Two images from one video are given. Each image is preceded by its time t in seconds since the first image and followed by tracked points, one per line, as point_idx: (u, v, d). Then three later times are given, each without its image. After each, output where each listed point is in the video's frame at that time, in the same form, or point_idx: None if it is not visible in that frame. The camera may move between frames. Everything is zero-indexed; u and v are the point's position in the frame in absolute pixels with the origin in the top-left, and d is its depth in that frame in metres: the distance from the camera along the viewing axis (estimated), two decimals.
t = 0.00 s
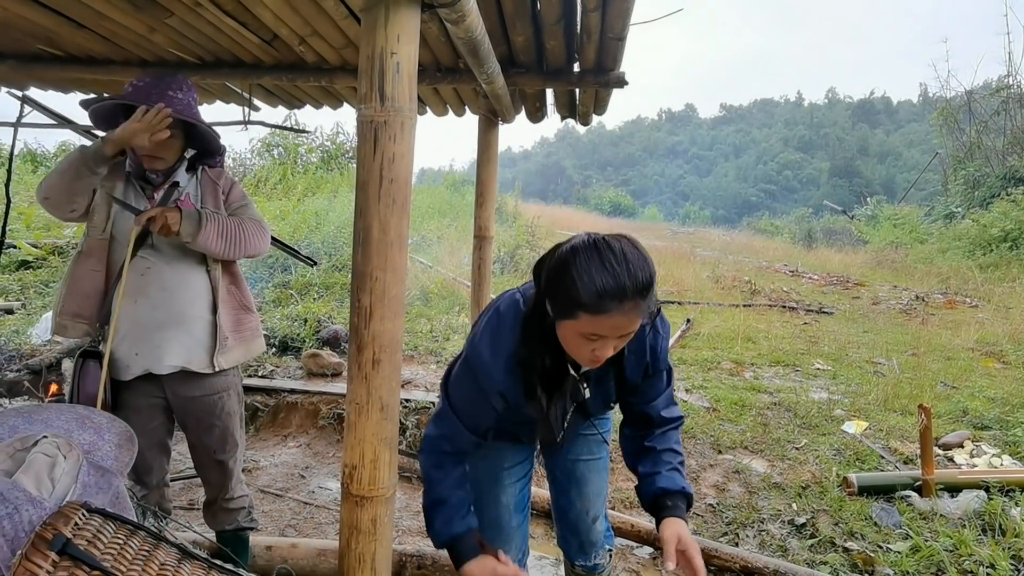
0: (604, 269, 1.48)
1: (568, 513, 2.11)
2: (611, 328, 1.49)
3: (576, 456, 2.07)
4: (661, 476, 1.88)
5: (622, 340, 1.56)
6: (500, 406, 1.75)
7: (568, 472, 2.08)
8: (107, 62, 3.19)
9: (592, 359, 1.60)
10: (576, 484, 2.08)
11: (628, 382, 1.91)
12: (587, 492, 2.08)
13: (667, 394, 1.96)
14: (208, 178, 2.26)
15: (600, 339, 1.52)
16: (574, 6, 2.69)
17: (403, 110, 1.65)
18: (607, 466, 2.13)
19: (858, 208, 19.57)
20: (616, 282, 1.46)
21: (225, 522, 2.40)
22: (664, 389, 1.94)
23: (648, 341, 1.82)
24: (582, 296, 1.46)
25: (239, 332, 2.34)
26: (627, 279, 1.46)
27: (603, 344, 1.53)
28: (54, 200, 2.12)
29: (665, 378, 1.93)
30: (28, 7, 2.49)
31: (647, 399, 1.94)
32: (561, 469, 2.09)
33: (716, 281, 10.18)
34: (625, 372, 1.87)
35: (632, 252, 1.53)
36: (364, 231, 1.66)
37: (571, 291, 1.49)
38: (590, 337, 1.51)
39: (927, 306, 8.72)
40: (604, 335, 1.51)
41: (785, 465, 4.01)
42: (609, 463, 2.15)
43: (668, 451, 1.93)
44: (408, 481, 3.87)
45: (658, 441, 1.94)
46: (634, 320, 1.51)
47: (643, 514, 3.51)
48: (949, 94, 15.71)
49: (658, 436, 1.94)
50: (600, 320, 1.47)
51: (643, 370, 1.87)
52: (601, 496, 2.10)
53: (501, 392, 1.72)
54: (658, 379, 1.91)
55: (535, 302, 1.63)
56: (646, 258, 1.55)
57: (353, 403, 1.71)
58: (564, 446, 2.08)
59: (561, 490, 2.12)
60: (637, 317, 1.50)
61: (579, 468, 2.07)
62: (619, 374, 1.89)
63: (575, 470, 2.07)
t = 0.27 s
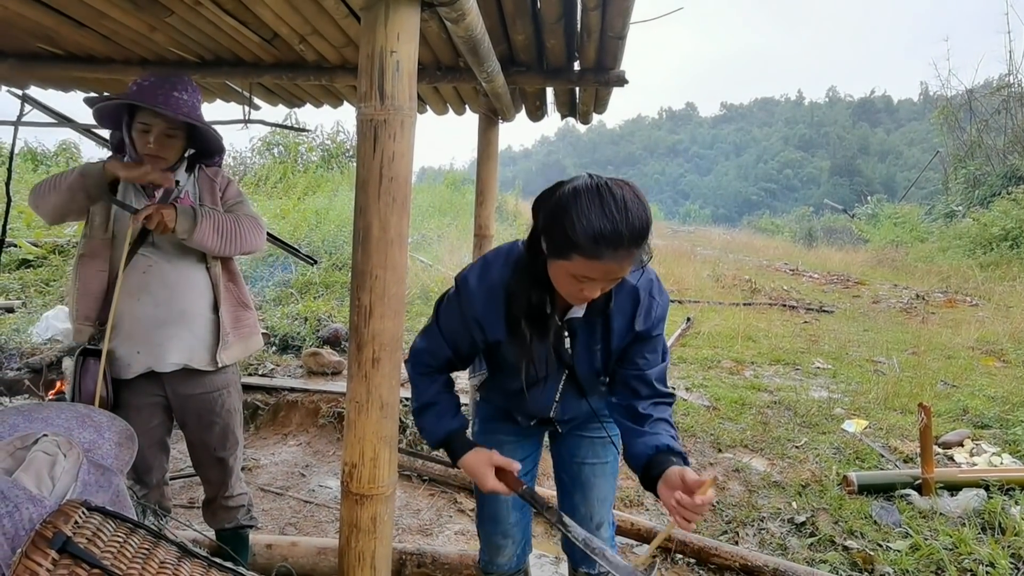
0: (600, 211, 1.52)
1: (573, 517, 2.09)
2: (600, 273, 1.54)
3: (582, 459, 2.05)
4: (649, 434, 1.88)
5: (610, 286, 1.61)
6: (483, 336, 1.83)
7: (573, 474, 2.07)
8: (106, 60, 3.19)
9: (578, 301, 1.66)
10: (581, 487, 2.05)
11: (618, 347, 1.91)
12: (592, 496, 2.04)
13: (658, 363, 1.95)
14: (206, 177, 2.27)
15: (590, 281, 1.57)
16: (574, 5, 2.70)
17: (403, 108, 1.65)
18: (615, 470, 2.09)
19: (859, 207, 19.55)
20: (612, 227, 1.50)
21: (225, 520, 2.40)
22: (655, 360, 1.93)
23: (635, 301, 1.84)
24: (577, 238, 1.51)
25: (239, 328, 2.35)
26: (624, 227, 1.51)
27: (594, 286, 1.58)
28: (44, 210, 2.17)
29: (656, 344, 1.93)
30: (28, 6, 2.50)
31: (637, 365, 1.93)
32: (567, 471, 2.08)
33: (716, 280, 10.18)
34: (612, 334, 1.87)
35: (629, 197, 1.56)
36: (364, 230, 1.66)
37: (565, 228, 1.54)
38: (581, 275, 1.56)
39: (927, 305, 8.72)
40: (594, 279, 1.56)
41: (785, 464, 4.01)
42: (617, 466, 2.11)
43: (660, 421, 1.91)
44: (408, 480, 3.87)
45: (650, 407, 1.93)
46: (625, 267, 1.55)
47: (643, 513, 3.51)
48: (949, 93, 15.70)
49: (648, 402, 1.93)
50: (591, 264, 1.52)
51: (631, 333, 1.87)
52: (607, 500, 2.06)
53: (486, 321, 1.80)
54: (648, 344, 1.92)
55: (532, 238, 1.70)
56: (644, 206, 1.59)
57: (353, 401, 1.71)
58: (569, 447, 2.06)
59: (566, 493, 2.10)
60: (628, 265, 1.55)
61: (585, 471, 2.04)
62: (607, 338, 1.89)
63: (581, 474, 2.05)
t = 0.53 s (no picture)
0: (594, 143, 1.60)
1: (574, 526, 2.00)
2: (591, 203, 1.61)
3: (581, 465, 1.97)
4: (637, 374, 1.83)
5: (601, 220, 1.67)
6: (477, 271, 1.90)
7: (574, 481, 1.98)
8: (107, 60, 3.19)
9: (569, 236, 1.72)
10: (582, 495, 1.97)
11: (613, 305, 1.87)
12: (593, 504, 1.96)
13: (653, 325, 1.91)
14: (204, 176, 2.27)
15: (581, 213, 1.64)
16: (574, 4, 2.69)
17: (403, 108, 1.65)
18: (617, 477, 2.01)
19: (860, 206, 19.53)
20: (603, 158, 1.59)
21: (225, 519, 2.40)
22: (650, 321, 1.90)
23: (628, 252, 1.84)
24: (571, 167, 1.59)
25: (239, 326, 2.35)
26: (615, 159, 1.59)
27: (585, 219, 1.65)
28: (40, 214, 2.12)
29: (651, 305, 1.89)
30: (29, 6, 2.50)
31: (631, 325, 1.89)
32: (567, 478, 2.00)
33: (717, 280, 10.17)
34: (607, 288, 1.85)
35: (620, 133, 1.64)
36: (364, 230, 1.66)
37: (559, 158, 1.63)
38: (573, 207, 1.64)
39: (928, 304, 8.71)
40: (585, 210, 1.63)
41: (786, 463, 4.01)
42: (621, 472, 2.02)
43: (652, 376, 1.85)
44: (408, 479, 3.87)
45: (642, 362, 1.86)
46: (616, 199, 1.62)
47: (644, 513, 3.50)
48: (950, 92, 15.68)
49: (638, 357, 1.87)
50: (583, 192, 1.60)
51: (625, 289, 1.84)
52: (610, 509, 1.97)
53: (483, 258, 1.88)
54: (643, 304, 1.88)
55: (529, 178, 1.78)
56: (637, 145, 1.66)
57: (353, 400, 1.71)
58: (568, 451, 1.99)
59: (567, 500, 2.02)
60: (618, 197, 1.62)
61: (586, 478, 1.96)
62: (600, 292, 1.86)
63: (581, 481, 1.97)
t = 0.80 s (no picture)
0: (579, 84, 1.65)
1: (571, 543, 1.89)
2: (583, 143, 1.63)
3: (577, 480, 1.86)
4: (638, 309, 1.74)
5: (595, 165, 1.68)
6: (478, 240, 1.81)
7: (569, 498, 1.87)
8: (107, 60, 3.20)
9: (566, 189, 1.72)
10: (578, 511, 1.86)
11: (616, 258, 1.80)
12: (590, 520, 1.85)
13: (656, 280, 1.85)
14: (200, 174, 2.27)
15: (575, 155, 1.66)
16: (574, 4, 2.69)
17: (402, 109, 1.65)
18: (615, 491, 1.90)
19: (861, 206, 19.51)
20: (591, 99, 1.62)
21: (225, 519, 2.41)
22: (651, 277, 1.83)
23: (626, 205, 1.82)
24: (561, 109, 1.63)
25: (239, 325, 2.36)
26: (601, 99, 1.63)
27: (579, 162, 1.67)
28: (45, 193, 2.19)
29: (653, 260, 1.84)
30: (30, 7, 2.51)
31: (634, 279, 1.80)
32: (562, 493, 1.89)
33: (718, 280, 10.18)
34: (610, 237, 1.79)
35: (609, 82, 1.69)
36: (363, 231, 1.67)
37: (548, 105, 1.67)
38: (566, 150, 1.66)
39: (928, 304, 8.71)
40: (578, 151, 1.65)
41: (786, 463, 4.01)
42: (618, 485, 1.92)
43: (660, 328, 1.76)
44: (408, 479, 3.88)
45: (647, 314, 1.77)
46: (606, 139, 1.64)
47: (644, 513, 3.51)
48: (951, 92, 15.68)
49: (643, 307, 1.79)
50: (574, 132, 1.62)
51: (628, 238, 1.78)
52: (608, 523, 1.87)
53: (484, 223, 1.80)
54: (645, 257, 1.82)
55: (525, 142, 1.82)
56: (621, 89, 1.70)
57: (353, 401, 1.71)
58: (562, 464, 1.88)
59: (563, 516, 1.90)
60: (609, 136, 1.65)
61: (581, 495, 1.85)
62: (603, 244, 1.80)
63: (576, 497, 1.85)
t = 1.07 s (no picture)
0: (564, 65, 1.75)
1: (575, 550, 1.89)
2: (573, 110, 1.69)
3: (584, 493, 1.84)
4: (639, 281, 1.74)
5: (589, 136, 1.73)
6: (483, 231, 1.86)
7: (574, 509, 1.86)
8: (108, 60, 3.20)
9: (564, 164, 1.75)
10: (584, 522, 1.85)
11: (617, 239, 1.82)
12: (596, 531, 1.85)
13: (659, 264, 1.85)
14: (200, 172, 2.27)
15: (568, 125, 1.71)
16: (575, 4, 2.69)
17: (403, 109, 1.65)
18: (619, 503, 1.89)
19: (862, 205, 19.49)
20: (576, 73, 1.72)
21: (227, 519, 2.41)
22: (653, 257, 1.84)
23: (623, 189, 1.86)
24: (549, 85, 1.72)
25: (240, 323, 2.36)
26: (587, 74, 1.72)
27: (572, 132, 1.71)
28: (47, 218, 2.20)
29: (655, 244, 1.85)
30: (31, 7, 2.51)
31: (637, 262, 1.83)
32: (567, 504, 1.87)
33: (719, 279, 10.17)
34: (611, 219, 1.82)
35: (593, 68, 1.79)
36: (365, 231, 1.67)
37: (539, 90, 1.76)
38: (558, 122, 1.71)
39: (929, 304, 8.70)
40: (571, 121, 1.70)
41: (786, 463, 4.01)
42: (623, 496, 1.92)
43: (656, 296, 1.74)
44: (409, 479, 3.88)
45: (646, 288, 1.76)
46: (596, 107, 1.70)
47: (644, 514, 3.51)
48: (952, 91, 15.67)
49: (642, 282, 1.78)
50: (564, 100, 1.69)
51: (629, 218, 1.81)
52: (612, 534, 1.87)
53: (488, 215, 1.86)
54: (647, 240, 1.84)
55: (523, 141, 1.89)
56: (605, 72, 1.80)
57: (354, 401, 1.72)
58: (569, 477, 1.86)
59: (568, 526, 1.89)
60: (599, 105, 1.71)
61: (587, 506, 1.84)
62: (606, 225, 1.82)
63: (583, 509, 1.85)
